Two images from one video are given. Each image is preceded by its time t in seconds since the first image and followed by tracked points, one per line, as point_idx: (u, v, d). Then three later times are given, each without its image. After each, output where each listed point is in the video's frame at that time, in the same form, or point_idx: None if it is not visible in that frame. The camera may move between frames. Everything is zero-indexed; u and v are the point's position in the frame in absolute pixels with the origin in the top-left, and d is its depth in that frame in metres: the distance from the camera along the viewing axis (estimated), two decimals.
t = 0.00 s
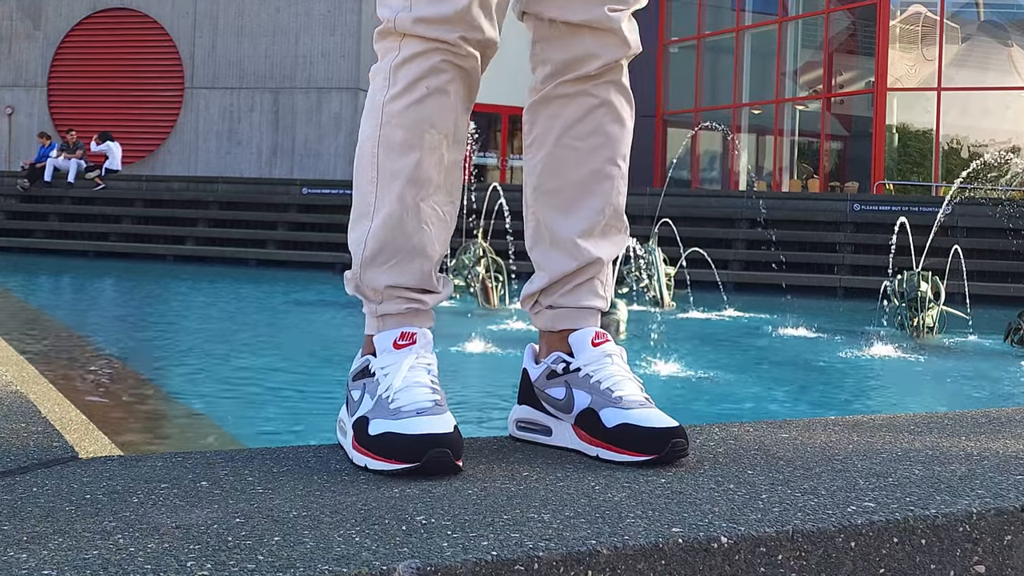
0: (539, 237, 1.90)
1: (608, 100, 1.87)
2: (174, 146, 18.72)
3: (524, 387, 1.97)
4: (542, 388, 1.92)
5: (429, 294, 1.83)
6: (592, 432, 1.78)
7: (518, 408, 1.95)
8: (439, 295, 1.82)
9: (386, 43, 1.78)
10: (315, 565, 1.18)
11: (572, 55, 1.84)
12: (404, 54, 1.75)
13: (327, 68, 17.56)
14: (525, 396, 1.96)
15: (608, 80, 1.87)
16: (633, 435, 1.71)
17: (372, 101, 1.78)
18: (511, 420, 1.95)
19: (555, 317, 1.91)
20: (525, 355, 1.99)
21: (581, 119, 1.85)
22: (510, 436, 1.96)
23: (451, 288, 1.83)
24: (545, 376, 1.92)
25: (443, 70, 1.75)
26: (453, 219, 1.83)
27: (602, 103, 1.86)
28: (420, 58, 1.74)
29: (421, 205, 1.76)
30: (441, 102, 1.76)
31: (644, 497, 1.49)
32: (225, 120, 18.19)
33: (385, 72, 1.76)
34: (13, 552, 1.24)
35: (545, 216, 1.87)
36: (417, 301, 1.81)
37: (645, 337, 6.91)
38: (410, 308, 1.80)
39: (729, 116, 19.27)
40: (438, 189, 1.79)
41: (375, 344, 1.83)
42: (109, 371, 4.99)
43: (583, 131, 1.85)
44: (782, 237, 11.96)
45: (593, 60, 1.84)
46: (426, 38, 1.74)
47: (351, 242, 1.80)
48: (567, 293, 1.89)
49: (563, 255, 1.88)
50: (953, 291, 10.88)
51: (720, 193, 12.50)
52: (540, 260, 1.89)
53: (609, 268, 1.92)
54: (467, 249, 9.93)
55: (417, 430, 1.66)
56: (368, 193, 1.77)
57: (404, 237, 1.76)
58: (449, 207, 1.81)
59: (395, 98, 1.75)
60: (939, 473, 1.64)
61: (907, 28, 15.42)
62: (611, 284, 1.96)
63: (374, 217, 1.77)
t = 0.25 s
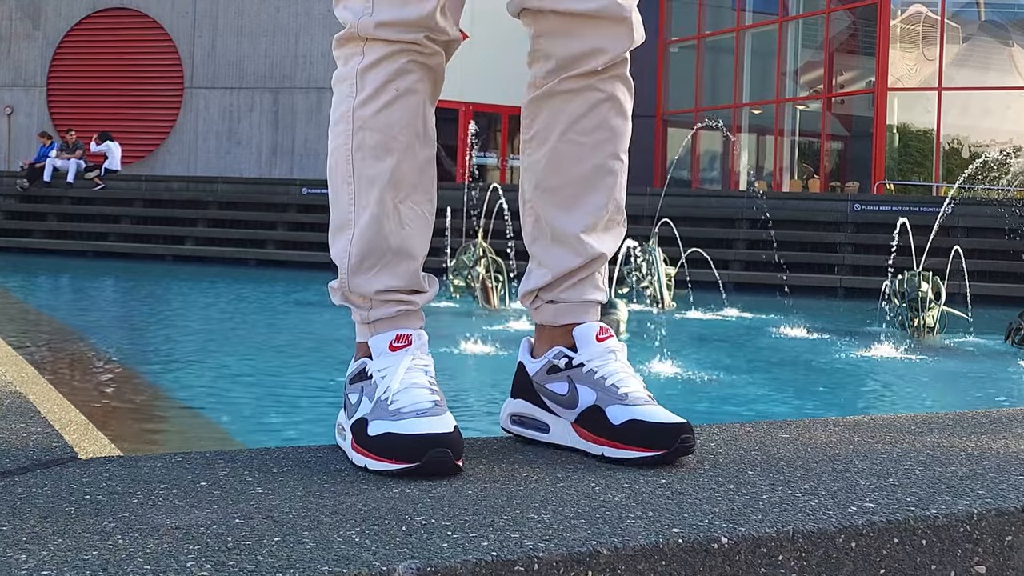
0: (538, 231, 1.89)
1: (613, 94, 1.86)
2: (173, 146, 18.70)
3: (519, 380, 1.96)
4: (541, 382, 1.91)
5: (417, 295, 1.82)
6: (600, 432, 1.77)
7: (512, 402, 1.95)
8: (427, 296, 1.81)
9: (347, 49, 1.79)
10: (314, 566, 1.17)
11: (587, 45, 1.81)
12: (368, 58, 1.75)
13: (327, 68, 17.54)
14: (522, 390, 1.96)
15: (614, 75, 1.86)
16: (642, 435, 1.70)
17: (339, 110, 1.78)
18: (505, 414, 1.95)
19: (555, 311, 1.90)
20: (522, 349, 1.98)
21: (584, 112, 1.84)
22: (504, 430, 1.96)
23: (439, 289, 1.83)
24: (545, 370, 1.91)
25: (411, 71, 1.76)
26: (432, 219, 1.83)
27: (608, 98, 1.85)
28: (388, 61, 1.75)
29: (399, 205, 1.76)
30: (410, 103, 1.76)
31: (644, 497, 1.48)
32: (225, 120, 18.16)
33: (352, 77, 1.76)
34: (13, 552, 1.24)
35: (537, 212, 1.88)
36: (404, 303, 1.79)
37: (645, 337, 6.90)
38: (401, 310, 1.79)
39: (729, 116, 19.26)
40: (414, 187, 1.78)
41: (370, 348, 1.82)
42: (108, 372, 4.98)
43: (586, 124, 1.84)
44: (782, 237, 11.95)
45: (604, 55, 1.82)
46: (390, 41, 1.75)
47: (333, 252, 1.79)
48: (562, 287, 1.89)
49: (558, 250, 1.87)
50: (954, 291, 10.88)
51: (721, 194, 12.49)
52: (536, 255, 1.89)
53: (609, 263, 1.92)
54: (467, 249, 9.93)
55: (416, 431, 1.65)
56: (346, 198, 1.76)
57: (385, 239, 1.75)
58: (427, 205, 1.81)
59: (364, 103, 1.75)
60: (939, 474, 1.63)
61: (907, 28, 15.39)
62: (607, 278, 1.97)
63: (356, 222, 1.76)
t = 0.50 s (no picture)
0: (549, 212, 1.77)
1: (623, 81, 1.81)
2: (172, 146, 18.69)
3: (514, 393, 1.82)
4: (554, 377, 1.81)
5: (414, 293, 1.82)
6: (643, 389, 1.79)
7: (520, 414, 1.81)
8: (423, 294, 1.81)
9: (334, 51, 1.76)
10: (314, 566, 1.17)
11: (604, 27, 1.76)
12: (358, 59, 1.72)
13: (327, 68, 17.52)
14: (521, 399, 1.82)
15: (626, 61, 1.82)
16: (692, 371, 1.78)
17: (329, 112, 1.76)
18: (514, 425, 1.81)
19: (561, 297, 1.82)
20: (498, 355, 1.83)
21: (600, 94, 1.77)
22: (517, 447, 1.82)
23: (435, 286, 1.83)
24: (558, 360, 1.81)
25: (401, 71, 1.74)
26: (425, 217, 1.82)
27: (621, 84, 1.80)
28: (378, 61, 1.72)
29: (393, 206, 1.76)
30: (402, 103, 1.75)
31: (644, 498, 1.48)
32: (225, 120, 18.16)
33: (342, 78, 1.74)
34: (12, 552, 1.24)
35: (545, 192, 1.76)
36: (402, 302, 1.79)
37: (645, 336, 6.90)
38: (398, 309, 1.79)
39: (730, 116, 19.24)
40: (408, 186, 1.78)
41: (370, 348, 1.81)
42: (108, 372, 4.98)
43: (603, 107, 1.78)
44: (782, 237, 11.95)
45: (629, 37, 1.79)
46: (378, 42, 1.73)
47: (328, 254, 1.79)
48: (569, 273, 1.80)
49: (567, 234, 1.78)
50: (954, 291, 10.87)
51: (721, 194, 12.49)
52: (546, 239, 1.77)
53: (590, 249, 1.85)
54: (466, 249, 9.92)
55: (418, 429, 1.65)
56: (340, 200, 1.76)
57: (381, 240, 1.75)
58: (421, 202, 1.80)
59: (354, 105, 1.73)
60: (940, 474, 1.62)
61: (908, 28, 15.34)
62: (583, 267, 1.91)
63: (352, 224, 1.75)
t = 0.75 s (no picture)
0: (551, 214, 1.76)
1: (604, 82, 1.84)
2: (172, 146, 18.67)
3: (542, 399, 1.78)
4: (580, 378, 1.79)
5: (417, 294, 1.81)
6: (653, 374, 1.82)
7: (552, 419, 1.76)
8: (427, 294, 1.80)
9: (337, 51, 1.75)
10: (313, 566, 1.16)
11: (576, 29, 1.77)
12: (363, 60, 1.72)
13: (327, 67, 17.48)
14: (548, 406, 1.78)
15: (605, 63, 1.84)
16: (690, 350, 1.85)
17: (333, 114, 1.75)
18: (547, 432, 1.76)
19: (567, 298, 1.80)
20: (520, 363, 1.79)
21: (577, 96, 1.79)
22: (549, 454, 1.76)
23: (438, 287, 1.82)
24: (580, 358, 1.80)
25: (406, 72, 1.74)
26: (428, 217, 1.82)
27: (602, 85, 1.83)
28: (382, 63, 1.72)
29: (398, 207, 1.75)
30: (406, 105, 1.75)
31: (644, 498, 1.47)
32: (224, 120, 18.15)
33: (346, 80, 1.73)
34: (11, 552, 1.23)
35: (543, 196, 1.76)
36: (406, 302, 1.78)
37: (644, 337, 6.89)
38: (403, 310, 1.78)
39: (730, 116, 19.22)
40: (412, 187, 1.78)
41: (370, 348, 1.80)
42: (108, 372, 4.97)
43: (580, 109, 1.80)
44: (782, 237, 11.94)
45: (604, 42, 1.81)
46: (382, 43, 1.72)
47: (332, 258, 1.78)
48: (571, 272, 1.79)
49: (566, 236, 1.78)
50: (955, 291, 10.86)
51: (721, 193, 12.48)
52: (551, 240, 1.76)
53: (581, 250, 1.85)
54: (466, 249, 9.92)
55: (420, 429, 1.65)
56: (344, 203, 1.75)
57: (386, 241, 1.74)
58: (424, 204, 1.80)
59: (360, 106, 1.72)
60: (941, 474, 1.62)
61: (908, 28, 15.37)
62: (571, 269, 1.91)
63: (357, 225, 1.74)
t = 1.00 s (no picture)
0: (542, 219, 1.75)
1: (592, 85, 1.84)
2: (172, 146, 18.66)
3: (545, 403, 1.77)
4: (583, 383, 1.79)
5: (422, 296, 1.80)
6: (653, 377, 1.83)
7: (553, 423, 1.76)
8: (431, 297, 1.79)
9: (354, 52, 1.75)
10: (314, 567, 1.16)
11: (557, 35, 1.76)
12: (382, 61, 1.71)
13: (327, 67, 17.47)
14: (551, 410, 1.77)
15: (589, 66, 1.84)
16: (688, 352, 1.86)
17: (348, 114, 1.74)
18: (551, 436, 1.75)
19: (563, 302, 1.79)
20: (524, 367, 1.78)
21: (561, 99, 1.78)
22: (550, 458, 1.75)
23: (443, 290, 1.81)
24: (582, 362, 1.79)
25: (424, 75, 1.74)
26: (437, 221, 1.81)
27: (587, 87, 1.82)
28: (401, 65, 1.72)
29: (408, 208, 1.75)
30: (423, 108, 1.75)
31: (644, 499, 1.46)
32: (224, 120, 18.14)
33: (364, 79, 1.72)
34: (11, 553, 1.23)
35: (533, 201, 1.75)
36: (411, 305, 1.78)
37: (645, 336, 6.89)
38: (407, 311, 1.78)
39: (730, 116, 19.21)
40: (423, 190, 1.77)
41: (372, 347, 1.80)
42: (107, 372, 4.96)
43: (565, 113, 1.80)
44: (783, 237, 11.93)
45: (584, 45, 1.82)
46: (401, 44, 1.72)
47: (339, 257, 1.77)
48: (566, 277, 1.78)
49: (559, 240, 1.77)
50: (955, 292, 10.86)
51: (721, 193, 12.47)
52: (544, 245, 1.74)
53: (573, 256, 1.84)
54: (467, 249, 9.91)
55: (418, 428, 1.64)
56: (355, 203, 1.74)
57: (395, 243, 1.73)
58: (434, 206, 1.79)
59: (375, 105, 1.72)
60: (942, 475, 1.61)
61: (909, 27, 15.30)
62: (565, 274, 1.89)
63: (367, 226, 1.73)
